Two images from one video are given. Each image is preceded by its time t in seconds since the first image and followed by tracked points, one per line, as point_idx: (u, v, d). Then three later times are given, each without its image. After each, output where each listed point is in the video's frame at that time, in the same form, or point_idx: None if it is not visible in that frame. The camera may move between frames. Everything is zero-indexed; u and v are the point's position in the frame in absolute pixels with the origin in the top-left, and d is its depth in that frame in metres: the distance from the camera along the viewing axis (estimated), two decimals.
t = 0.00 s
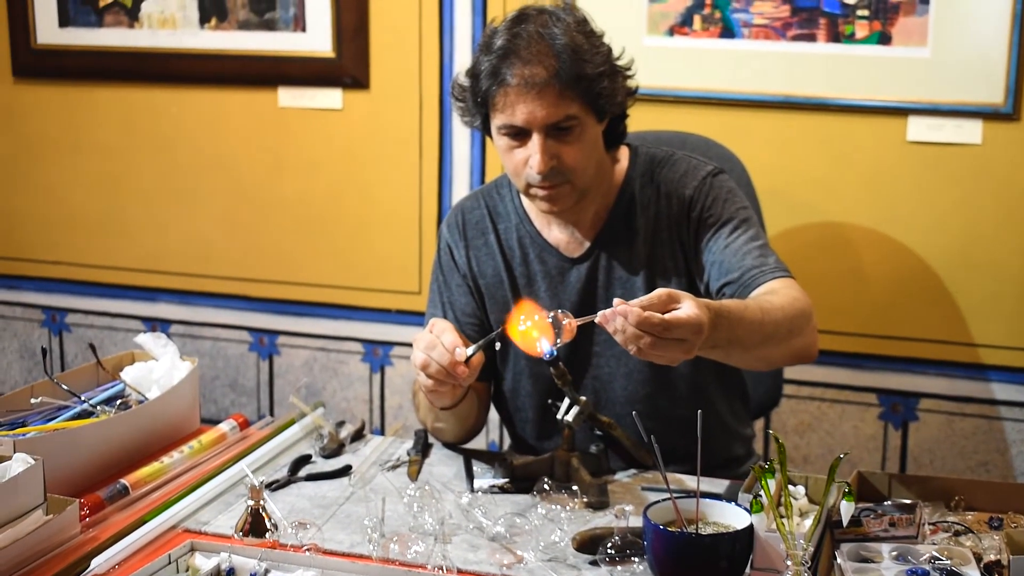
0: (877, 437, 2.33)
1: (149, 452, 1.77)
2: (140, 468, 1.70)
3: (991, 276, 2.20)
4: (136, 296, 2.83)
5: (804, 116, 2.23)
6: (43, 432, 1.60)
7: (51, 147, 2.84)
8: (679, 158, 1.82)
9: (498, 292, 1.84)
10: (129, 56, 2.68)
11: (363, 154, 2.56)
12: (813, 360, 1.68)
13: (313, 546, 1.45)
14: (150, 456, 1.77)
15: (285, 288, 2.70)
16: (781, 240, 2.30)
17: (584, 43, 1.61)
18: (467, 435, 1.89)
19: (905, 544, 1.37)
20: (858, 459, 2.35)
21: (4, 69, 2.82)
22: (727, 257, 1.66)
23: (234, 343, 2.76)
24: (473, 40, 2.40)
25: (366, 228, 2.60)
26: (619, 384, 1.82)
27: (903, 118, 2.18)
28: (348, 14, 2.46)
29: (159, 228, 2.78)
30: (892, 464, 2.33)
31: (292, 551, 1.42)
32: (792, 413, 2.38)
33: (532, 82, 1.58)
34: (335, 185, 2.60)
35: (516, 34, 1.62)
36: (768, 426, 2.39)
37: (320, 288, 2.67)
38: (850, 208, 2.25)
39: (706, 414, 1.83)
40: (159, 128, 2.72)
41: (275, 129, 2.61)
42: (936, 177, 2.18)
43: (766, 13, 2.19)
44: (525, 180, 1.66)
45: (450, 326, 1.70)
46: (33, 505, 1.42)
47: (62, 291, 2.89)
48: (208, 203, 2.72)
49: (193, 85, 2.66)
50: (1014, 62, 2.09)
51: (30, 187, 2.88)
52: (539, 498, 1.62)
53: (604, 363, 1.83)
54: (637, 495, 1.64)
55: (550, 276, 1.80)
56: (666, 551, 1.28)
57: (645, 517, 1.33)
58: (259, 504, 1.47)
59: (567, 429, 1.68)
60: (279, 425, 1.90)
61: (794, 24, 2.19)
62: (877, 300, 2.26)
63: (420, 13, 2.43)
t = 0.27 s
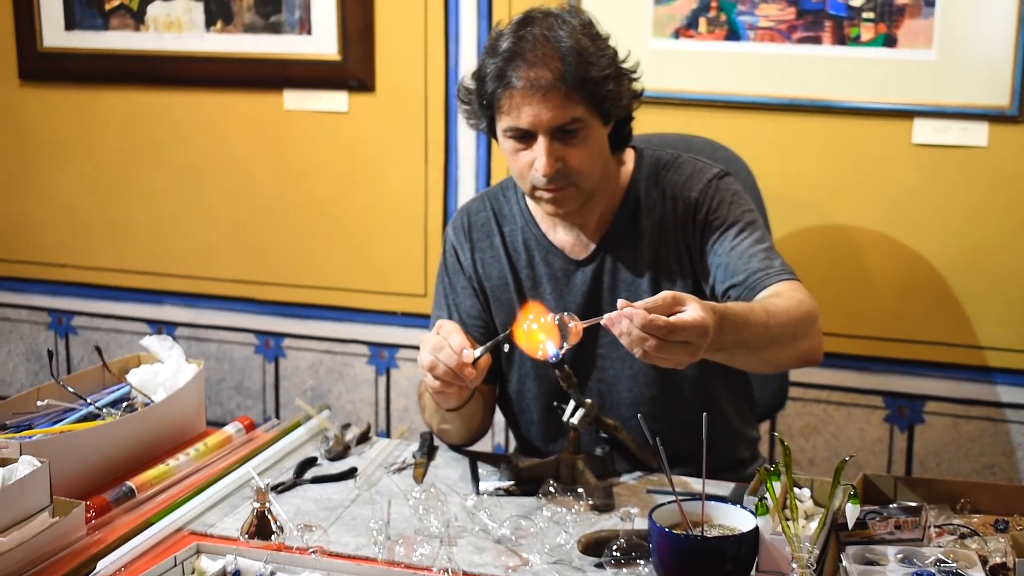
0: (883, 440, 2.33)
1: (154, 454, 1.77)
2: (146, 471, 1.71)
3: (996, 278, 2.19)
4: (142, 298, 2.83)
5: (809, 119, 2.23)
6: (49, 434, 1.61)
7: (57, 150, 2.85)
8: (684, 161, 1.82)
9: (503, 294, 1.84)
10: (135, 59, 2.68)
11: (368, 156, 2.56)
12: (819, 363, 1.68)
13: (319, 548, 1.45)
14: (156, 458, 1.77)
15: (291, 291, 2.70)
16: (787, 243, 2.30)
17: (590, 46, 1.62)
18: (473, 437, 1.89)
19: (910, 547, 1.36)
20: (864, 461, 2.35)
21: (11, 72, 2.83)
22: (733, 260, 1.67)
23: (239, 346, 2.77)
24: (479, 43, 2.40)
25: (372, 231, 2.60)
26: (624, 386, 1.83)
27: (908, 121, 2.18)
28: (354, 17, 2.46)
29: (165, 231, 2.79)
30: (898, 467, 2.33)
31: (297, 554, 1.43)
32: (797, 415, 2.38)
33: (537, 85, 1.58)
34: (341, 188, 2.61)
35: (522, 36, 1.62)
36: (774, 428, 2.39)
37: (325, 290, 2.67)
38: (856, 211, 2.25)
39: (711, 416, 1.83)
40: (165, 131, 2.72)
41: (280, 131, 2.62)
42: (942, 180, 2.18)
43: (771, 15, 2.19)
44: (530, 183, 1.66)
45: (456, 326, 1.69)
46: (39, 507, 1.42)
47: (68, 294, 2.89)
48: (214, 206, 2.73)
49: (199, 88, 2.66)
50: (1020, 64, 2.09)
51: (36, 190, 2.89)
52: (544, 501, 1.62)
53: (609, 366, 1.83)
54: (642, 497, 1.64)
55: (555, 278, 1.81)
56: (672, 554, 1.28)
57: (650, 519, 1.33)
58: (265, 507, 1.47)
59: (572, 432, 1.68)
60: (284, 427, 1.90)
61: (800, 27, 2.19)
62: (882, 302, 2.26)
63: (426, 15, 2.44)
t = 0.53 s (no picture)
0: (890, 444, 2.33)
1: (162, 458, 1.78)
2: (154, 475, 1.71)
3: (1004, 283, 2.19)
4: (149, 302, 2.84)
5: (816, 124, 2.24)
6: (58, 438, 1.61)
7: (65, 154, 2.85)
8: (692, 165, 1.82)
9: (510, 298, 1.84)
10: (143, 64, 2.69)
11: (375, 161, 2.57)
12: (826, 367, 1.68)
13: (327, 552, 1.46)
14: (164, 462, 1.78)
15: (298, 295, 2.71)
16: (794, 247, 2.30)
17: (598, 50, 1.62)
18: (480, 440, 1.89)
19: (918, 552, 1.36)
20: (871, 466, 2.35)
21: (19, 76, 2.84)
22: (740, 264, 1.67)
23: (247, 350, 2.77)
24: (486, 47, 2.40)
25: (379, 235, 2.61)
26: (631, 390, 1.83)
27: (916, 125, 2.18)
28: (361, 22, 2.47)
29: (172, 235, 2.79)
30: (905, 471, 2.33)
31: (304, 558, 1.42)
32: (805, 420, 2.37)
33: (546, 89, 1.59)
34: (348, 192, 2.61)
35: (530, 41, 1.62)
36: (781, 433, 2.39)
37: (332, 295, 2.68)
38: (863, 215, 2.25)
39: (719, 421, 1.83)
40: (173, 135, 2.73)
41: (288, 136, 2.63)
42: (949, 184, 2.19)
43: (778, 20, 2.20)
44: (538, 187, 1.67)
45: (466, 330, 1.70)
46: (48, 510, 1.43)
47: (76, 298, 2.90)
48: (221, 210, 2.73)
49: (207, 92, 2.67)
50: None
51: (44, 194, 2.90)
52: (551, 505, 1.62)
53: (616, 370, 1.83)
54: (649, 502, 1.64)
55: (562, 282, 1.81)
56: (680, 559, 1.28)
57: (657, 523, 1.33)
58: (272, 511, 1.48)
59: (579, 436, 1.68)
60: (292, 431, 1.90)
61: (807, 31, 2.19)
62: (889, 306, 2.26)
63: (433, 19, 2.44)
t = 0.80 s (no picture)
0: (894, 448, 2.32)
1: (166, 461, 1.78)
2: (158, 477, 1.71)
3: (1008, 286, 2.19)
4: (153, 305, 2.84)
5: (821, 127, 2.24)
6: (63, 441, 1.61)
7: (69, 156, 2.86)
8: (698, 168, 1.82)
9: (515, 300, 1.84)
10: (147, 66, 2.69)
11: (380, 163, 2.57)
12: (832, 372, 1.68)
13: (331, 554, 1.46)
14: (168, 464, 1.78)
15: (302, 297, 2.71)
16: (798, 250, 2.30)
17: (602, 53, 1.62)
18: (486, 440, 1.90)
19: (922, 555, 1.36)
20: (875, 469, 2.35)
21: (24, 78, 2.84)
22: (746, 268, 1.67)
23: (251, 352, 2.77)
24: (490, 50, 2.41)
25: (383, 237, 2.61)
26: (636, 393, 1.83)
27: (920, 128, 2.18)
28: (365, 24, 2.47)
29: (177, 237, 2.80)
30: (910, 475, 2.33)
31: (308, 560, 1.42)
32: (809, 423, 2.37)
33: (550, 92, 1.59)
34: (353, 194, 2.61)
35: (535, 44, 1.63)
36: (785, 436, 2.39)
37: (336, 297, 2.68)
38: (868, 219, 2.25)
39: (724, 424, 1.83)
40: (177, 137, 2.73)
41: (292, 138, 2.63)
42: (954, 188, 2.19)
43: (783, 23, 2.20)
44: (543, 190, 1.67)
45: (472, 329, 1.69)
46: (52, 512, 1.43)
47: (80, 300, 2.90)
48: (225, 212, 2.74)
49: (211, 94, 2.67)
50: None
51: (48, 196, 2.90)
52: (556, 508, 1.61)
53: (621, 373, 1.83)
54: (654, 505, 1.64)
55: (567, 285, 1.81)
56: (684, 562, 1.27)
57: (661, 527, 1.33)
58: (277, 513, 1.49)
59: (583, 440, 1.68)
60: (296, 434, 1.90)
61: (812, 34, 2.19)
62: (893, 310, 2.26)
63: (437, 22, 2.44)
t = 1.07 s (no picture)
0: (898, 449, 2.32)
1: (170, 461, 1.78)
2: (162, 477, 1.71)
3: (1013, 287, 2.19)
4: (157, 305, 2.84)
5: (825, 127, 2.24)
6: (66, 441, 1.61)
7: (73, 157, 2.86)
8: (704, 169, 1.82)
9: (521, 300, 1.84)
10: (151, 67, 2.69)
11: (383, 164, 2.57)
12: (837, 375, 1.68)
13: (335, 555, 1.45)
14: (172, 465, 1.78)
15: (306, 298, 2.71)
16: (802, 251, 2.30)
17: (608, 53, 1.62)
18: (491, 437, 1.90)
19: (927, 556, 1.35)
20: (879, 470, 2.35)
21: (28, 79, 2.85)
22: (752, 270, 1.67)
23: (254, 353, 2.77)
24: (494, 50, 2.41)
25: (387, 238, 2.61)
26: (641, 394, 1.83)
27: (924, 129, 2.18)
28: (369, 25, 2.47)
29: (180, 237, 2.80)
30: (913, 476, 2.33)
31: (312, 561, 1.42)
32: (812, 424, 2.37)
33: (555, 92, 1.59)
34: (356, 195, 2.61)
35: (540, 44, 1.63)
36: (789, 437, 2.38)
37: (340, 298, 2.68)
38: (872, 220, 2.25)
39: (728, 426, 1.83)
40: (181, 138, 2.74)
41: (296, 139, 2.63)
42: (958, 189, 2.18)
43: (787, 24, 2.20)
44: (548, 190, 1.67)
45: (479, 326, 1.67)
46: (56, 513, 1.43)
47: (84, 301, 2.91)
48: (229, 213, 2.74)
49: (215, 95, 2.67)
50: None
51: (51, 197, 2.90)
52: (559, 508, 1.61)
53: (626, 373, 1.83)
54: (657, 505, 1.64)
55: (572, 285, 1.81)
56: (688, 563, 1.27)
57: (665, 527, 1.32)
58: (280, 514, 1.48)
59: (587, 440, 1.69)
60: (300, 435, 1.90)
61: (816, 35, 2.19)
62: (897, 310, 2.26)
63: (441, 23, 2.44)
